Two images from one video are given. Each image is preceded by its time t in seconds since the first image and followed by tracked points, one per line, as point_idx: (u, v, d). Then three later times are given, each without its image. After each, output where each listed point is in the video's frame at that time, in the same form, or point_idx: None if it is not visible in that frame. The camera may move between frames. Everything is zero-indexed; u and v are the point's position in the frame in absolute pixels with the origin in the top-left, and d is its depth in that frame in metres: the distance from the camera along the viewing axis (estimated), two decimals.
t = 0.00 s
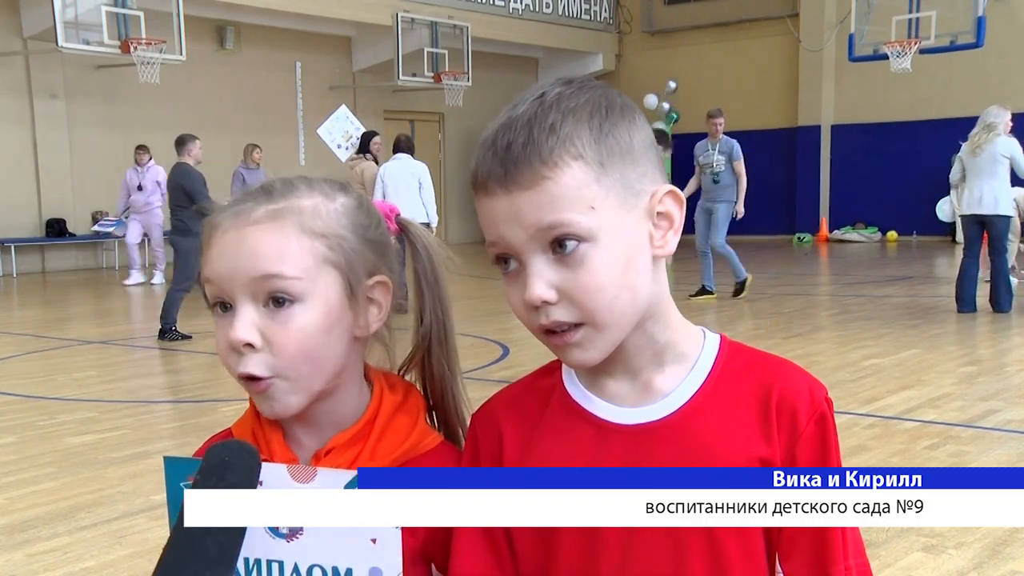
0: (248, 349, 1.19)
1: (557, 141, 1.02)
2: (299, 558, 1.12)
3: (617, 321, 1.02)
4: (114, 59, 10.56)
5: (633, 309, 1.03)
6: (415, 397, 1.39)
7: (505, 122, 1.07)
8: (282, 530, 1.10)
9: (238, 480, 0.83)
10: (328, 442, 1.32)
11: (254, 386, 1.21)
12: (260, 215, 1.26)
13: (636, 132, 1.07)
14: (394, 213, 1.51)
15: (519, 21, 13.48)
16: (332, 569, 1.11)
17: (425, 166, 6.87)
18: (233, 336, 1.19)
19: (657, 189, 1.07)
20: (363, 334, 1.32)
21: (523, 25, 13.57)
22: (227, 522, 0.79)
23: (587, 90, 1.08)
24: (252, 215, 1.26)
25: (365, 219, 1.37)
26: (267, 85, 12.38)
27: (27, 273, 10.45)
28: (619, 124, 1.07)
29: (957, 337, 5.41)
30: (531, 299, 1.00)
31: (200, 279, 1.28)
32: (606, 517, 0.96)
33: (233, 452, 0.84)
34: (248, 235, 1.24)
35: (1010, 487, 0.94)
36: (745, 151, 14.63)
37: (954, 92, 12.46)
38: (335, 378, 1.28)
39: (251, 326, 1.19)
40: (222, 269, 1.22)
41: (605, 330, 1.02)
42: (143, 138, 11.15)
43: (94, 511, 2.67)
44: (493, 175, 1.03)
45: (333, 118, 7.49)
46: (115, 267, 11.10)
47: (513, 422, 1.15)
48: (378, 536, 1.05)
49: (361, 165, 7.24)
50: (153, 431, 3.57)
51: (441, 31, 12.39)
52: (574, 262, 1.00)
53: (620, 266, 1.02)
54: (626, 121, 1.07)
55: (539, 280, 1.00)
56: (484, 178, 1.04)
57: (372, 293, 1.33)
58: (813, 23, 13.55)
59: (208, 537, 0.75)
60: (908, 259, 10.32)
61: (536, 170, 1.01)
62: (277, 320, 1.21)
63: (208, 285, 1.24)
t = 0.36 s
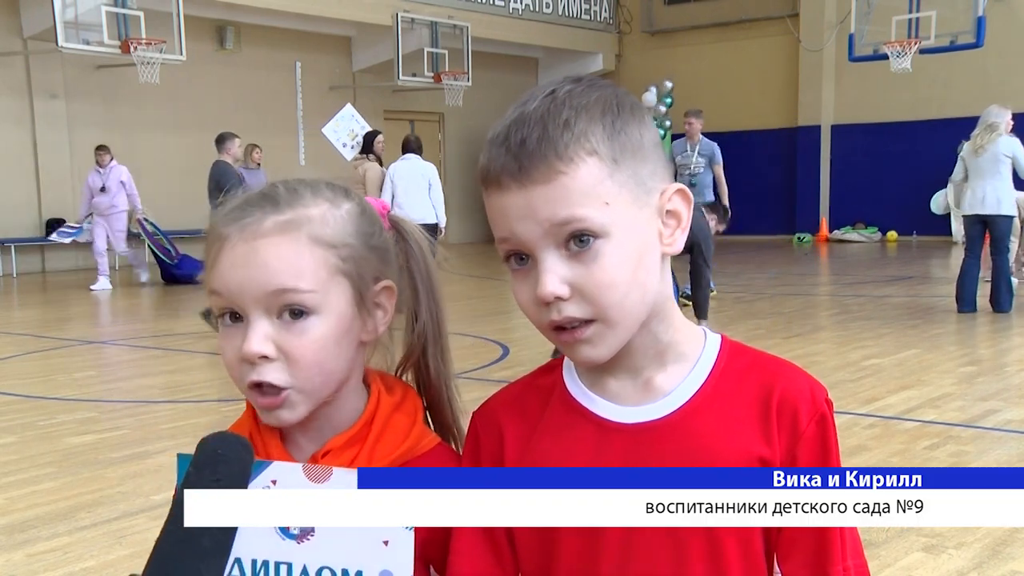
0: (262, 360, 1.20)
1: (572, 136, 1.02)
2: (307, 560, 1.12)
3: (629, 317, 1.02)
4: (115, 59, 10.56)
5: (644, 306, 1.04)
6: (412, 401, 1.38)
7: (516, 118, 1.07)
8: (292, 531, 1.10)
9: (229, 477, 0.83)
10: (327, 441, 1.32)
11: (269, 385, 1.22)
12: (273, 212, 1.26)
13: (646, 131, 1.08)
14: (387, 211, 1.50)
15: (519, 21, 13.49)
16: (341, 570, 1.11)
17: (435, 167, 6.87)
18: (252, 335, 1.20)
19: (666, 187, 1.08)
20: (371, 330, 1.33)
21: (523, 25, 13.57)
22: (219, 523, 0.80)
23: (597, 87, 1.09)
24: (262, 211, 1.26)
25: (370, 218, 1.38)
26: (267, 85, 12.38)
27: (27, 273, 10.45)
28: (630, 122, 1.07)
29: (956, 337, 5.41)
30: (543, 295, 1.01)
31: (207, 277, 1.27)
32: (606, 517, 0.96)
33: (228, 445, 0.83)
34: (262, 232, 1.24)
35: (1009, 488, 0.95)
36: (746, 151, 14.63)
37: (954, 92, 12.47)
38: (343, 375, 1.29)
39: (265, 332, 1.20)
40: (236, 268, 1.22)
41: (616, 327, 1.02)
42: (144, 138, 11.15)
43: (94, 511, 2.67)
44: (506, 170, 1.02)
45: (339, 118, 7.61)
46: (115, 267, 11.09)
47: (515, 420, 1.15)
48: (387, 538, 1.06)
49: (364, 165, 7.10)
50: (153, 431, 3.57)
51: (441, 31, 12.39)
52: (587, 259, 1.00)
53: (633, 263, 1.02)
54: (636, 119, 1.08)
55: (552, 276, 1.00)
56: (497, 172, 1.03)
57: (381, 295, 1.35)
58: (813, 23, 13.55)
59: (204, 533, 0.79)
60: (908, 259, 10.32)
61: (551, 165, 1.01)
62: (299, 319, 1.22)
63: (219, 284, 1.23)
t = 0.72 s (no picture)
0: (264, 337, 1.18)
1: (585, 136, 1.03)
2: (297, 555, 1.12)
3: (640, 313, 1.03)
4: (114, 59, 10.57)
5: (654, 302, 1.04)
6: (404, 393, 1.39)
7: (527, 114, 1.07)
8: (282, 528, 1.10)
9: (241, 480, 0.75)
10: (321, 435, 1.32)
11: (274, 373, 1.21)
12: (285, 202, 1.27)
13: (653, 131, 1.09)
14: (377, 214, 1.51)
15: (519, 21, 13.49)
16: (331, 566, 1.12)
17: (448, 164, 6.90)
18: (255, 311, 1.19)
19: (673, 185, 1.09)
20: (370, 323, 1.34)
21: (523, 25, 13.57)
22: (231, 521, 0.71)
23: (605, 87, 1.10)
24: (274, 210, 1.26)
25: (374, 217, 1.39)
26: (267, 85, 12.38)
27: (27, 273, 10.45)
28: (639, 121, 1.08)
29: (956, 337, 5.41)
30: (556, 291, 1.00)
31: (210, 263, 1.26)
32: (607, 517, 0.96)
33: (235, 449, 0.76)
34: (273, 223, 1.23)
35: (1010, 487, 0.93)
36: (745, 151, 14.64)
37: (954, 92, 12.47)
38: (341, 368, 1.29)
39: (268, 309, 1.19)
40: (248, 247, 1.21)
41: (626, 324, 1.03)
42: (144, 138, 11.16)
43: (95, 511, 2.67)
44: (522, 167, 1.02)
45: (343, 117, 7.63)
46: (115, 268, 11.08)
47: (514, 419, 1.15)
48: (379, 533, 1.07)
49: (368, 167, 7.07)
50: (154, 431, 3.57)
51: (441, 31, 12.39)
52: (600, 256, 1.00)
53: (643, 259, 1.03)
54: (644, 119, 1.09)
55: (565, 272, 1.00)
56: (511, 169, 1.03)
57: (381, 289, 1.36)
58: (813, 23, 13.56)
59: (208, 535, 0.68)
60: (908, 259, 10.32)
61: (567, 163, 1.01)
62: (303, 301, 1.22)
63: (227, 261, 1.22)
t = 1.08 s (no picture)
0: (271, 340, 1.18)
1: (577, 134, 1.03)
2: (303, 559, 1.12)
3: (635, 310, 1.02)
4: (114, 59, 10.57)
5: (648, 301, 1.04)
6: (408, 395, 1.38)
7: (519, 116, 1.07)
8: (287, 532, 1.10)
9: (247, 481, 0.76)
10: (325, 437, 1.32)
11: (279, 373, 1.21)
12: (288, 203, 1.27)
13: (644, 128, 1.09)
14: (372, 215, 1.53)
15: (519, 21, 13.49)
16: (337, 570, 1.11)
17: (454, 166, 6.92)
18: (261, 316, 1.19)
19: (665, 181, 1.09)
20: (375, 321, 1.34)
21: (523, 25, 13.57)
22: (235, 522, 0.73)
23: (594, 87, 1.10)
24: (266, 210, 1.26)
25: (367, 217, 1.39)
26: (267, 85, 12.37)
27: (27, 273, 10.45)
28: (630, 119, 1.08)
29: (956, 337, 5.41)
30: (554, 290, 1.00)
31: (213, 267, 1.26)
32: (606, 517, 0.96)
33: (242, 452, 0.76)
34: (276, 224, 1.23)
35: (1010, 488, 0.93)
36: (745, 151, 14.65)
37: (954, 92, 12.48)
38: (346, 367, 1.28)
39: (276, 314, 1.19)
40: (248, 252, 1.21)
41: (624, 320, 1.02)
42: (144, 138, 11.16)
43: (94, 511, 2.67)
44: (514, 167, 1.02)
45: (345, 119, 7.64)
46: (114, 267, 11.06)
47: (515, 419, 1.15)
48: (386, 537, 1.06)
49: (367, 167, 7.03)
50: (153, 431, 3.57)
51: (441, 31, 12.40)
52: (596, 252, 1.00)
53: (639, 255, 1.03)
54: (634, 116, 1.09)
55: (562, 270, 1.00)
56: (503, 170, 1.03)
57: (384, 287, 1.36)
58: (813, 23, 13.56)
59: (219, 538, 0.67)
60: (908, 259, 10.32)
61: (559, 160, 1.01)
62: (306, 309, 1.22)
63: (230, 265, 1.22)
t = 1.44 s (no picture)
0: (281, 346, 1.19)
1: (573, 133, 1.03)
2: (306, 562, 1.11)
3: (634, 308, 1.02)
4: (115, 59, 10.57)
5: (646, 299, 1.04)
6: (411, 395, 1.39)
7: (516, 117, 1.07)
8: (289, 534, 1.10)
9: (244, 481, 0.75)
10: (329, 438, 1.32)
11: (288, 375, 1.21)
12: (297, 207, 1.27)
13: (641, 126, 1.09)
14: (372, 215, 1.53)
15: (519, 21, 13.49)
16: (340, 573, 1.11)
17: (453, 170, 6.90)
18: (272, 320, 1.19)
19: (663, 180, 1.09)
20: (382, 323, 1.34)
21: (523, 25, 13.57)
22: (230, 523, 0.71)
23: (590, 87, 1.10)
24: (265, 211, 1.26)
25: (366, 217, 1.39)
26: (267, 85, 12.37)
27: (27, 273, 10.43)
28: (627, 118, 1.08)
29: (957, 337, 5.41)
30: (552, 288, 1.00)
31: (219, 269, 1.26)
32: (606, 516, 0.96)
33: (236, 455, 0.75)
34: (285, 229, 1.23)
35: (1010, 488, 0.93)
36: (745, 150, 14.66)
37: (954, 92, 12.48)
38: (353, 369, 1.29)
39: (285, 320, 1.19)
40: (248, 255, 1.21)
41: (622, 319, 1.02)
42: (144, 138, 11.16)
43: (94, 511, 2.67)
44: (511, 168, 1.03)
45: (345, 121, 7.70)
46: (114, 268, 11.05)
47: (516, 419, 1.15)
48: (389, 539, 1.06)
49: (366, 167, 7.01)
50: (154, 431, 3.58)
51: (441, 31, 12.40)
52: (594, 251, 1.00)
53: (639, 254, 1.03)
54: (631, 115, 1.09)
55: (561, 270, 1.00)
56: (501, 171, 1.04)
57: (390, 288, 1.36)
58: (813, 23, 13.56)
59: (213, 540, 0.68)
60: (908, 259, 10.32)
61: (556, 160, 1.01)
62: (314, 309, 1.22)
63: (238, 270, 1.22)
